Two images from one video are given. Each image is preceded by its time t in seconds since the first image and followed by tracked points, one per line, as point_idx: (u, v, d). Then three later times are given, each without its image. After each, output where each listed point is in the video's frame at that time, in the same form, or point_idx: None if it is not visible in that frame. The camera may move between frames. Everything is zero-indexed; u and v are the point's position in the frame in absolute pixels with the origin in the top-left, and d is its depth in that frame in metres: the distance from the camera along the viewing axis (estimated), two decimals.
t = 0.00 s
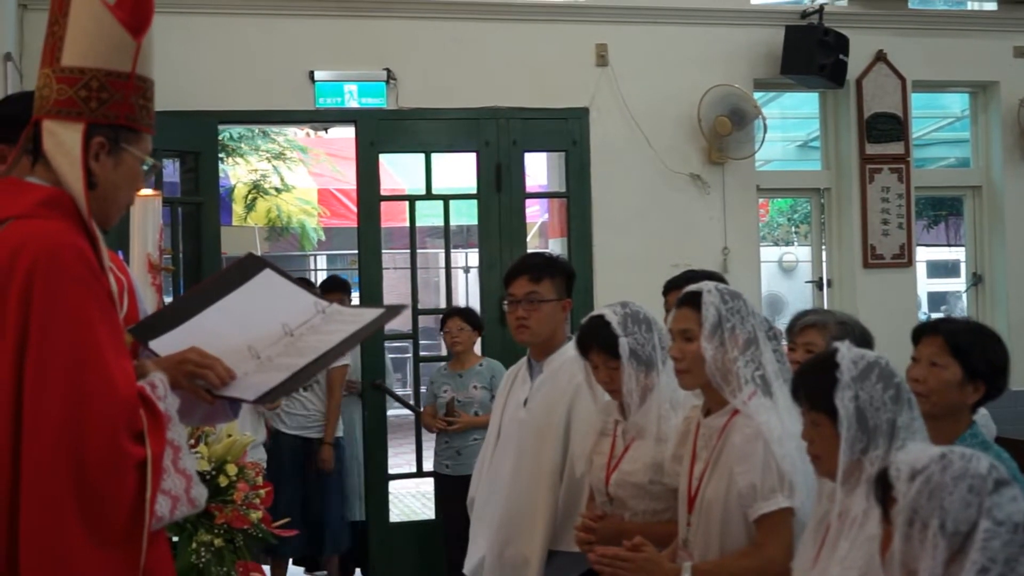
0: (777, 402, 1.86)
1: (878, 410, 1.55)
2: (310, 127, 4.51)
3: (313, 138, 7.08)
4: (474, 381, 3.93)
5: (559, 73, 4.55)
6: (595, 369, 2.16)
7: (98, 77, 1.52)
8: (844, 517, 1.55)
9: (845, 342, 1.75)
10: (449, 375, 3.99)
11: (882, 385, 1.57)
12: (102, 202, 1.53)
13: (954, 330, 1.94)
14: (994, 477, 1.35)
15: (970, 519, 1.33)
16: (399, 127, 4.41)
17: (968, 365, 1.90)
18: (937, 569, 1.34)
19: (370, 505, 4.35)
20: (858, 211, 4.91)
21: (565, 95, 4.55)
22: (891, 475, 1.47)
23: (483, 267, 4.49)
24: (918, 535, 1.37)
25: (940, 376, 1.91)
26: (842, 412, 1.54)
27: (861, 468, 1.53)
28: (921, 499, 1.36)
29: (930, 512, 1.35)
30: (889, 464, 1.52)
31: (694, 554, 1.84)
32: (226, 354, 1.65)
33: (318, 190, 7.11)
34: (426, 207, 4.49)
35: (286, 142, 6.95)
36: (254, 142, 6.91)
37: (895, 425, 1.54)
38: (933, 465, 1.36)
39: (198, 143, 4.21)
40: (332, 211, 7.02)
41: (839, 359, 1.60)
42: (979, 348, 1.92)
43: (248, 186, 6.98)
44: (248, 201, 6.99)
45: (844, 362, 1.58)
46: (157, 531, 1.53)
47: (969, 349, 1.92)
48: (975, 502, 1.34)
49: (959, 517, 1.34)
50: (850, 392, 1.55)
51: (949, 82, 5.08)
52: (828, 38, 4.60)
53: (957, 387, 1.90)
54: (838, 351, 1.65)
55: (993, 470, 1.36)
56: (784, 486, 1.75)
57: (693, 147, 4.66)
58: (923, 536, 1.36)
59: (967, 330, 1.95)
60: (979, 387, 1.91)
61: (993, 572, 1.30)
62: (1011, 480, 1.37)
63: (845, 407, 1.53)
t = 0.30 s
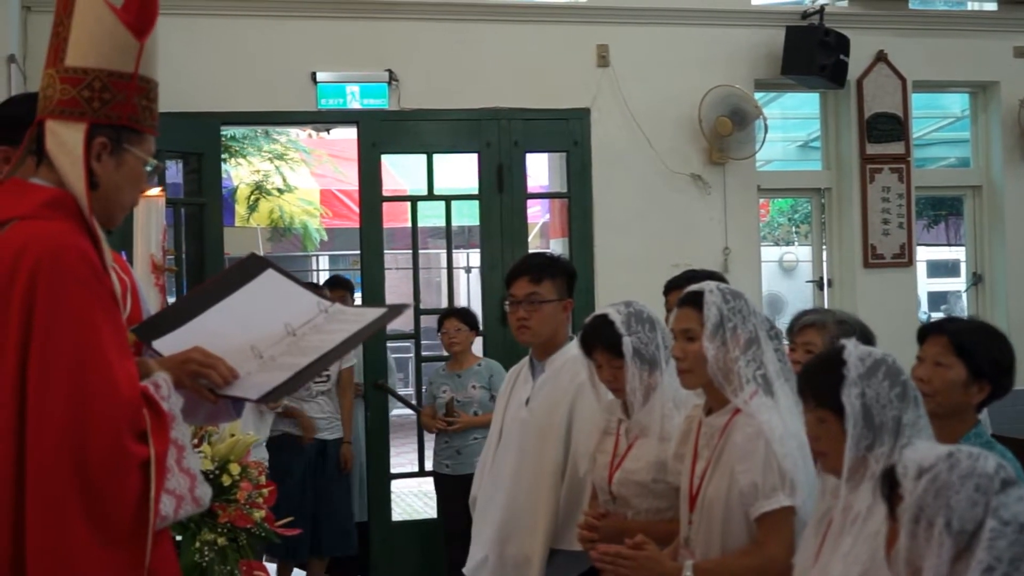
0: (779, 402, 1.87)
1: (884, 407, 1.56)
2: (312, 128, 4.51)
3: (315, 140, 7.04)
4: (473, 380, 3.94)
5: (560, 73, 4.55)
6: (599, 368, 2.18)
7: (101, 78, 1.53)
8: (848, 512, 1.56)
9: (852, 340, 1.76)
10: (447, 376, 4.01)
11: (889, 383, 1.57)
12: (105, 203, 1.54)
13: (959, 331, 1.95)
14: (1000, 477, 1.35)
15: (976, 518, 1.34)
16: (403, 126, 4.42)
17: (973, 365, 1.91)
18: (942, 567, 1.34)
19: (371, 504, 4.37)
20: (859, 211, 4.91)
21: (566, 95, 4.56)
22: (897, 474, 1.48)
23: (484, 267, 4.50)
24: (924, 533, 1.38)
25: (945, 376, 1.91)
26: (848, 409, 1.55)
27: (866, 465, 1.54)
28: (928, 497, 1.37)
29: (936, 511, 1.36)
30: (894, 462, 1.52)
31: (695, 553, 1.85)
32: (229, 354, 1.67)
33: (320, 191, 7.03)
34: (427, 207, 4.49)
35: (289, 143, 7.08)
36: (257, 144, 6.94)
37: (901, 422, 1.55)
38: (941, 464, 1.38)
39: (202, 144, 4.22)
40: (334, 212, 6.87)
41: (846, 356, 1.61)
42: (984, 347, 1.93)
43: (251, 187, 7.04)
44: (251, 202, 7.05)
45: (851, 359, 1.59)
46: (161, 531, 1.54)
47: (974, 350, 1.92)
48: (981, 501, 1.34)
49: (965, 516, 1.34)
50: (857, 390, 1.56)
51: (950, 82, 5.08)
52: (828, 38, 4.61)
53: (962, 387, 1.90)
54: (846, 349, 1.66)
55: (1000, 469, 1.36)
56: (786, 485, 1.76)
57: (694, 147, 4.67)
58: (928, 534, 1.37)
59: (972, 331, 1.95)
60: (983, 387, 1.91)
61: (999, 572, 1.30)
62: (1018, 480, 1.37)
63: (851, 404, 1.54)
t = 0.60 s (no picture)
0: (778, 401, 1.88)
1: (888, 404, 1.56)
2: (313, 128, 4.52)
3: (314, 141, 7.04)
4: (470, 379, 3.95)
5: (559, 73, 4.56)
6: (599, 367, 2.20)
7: (107, 81, 1.54)
8: (848, 508, 1.57)
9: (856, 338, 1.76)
10: (445, 375, 4.03)
11: (893, 380, 1.57)
12: (111, 206, 1.55)
13: (958, 330, 1.96)
14: (996, 475, 1.36)
15: (971, 516, 1.35)
16: (402, 126, 4.43)
17: (972, 364, 1.92)
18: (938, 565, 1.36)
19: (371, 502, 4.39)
20: (857, 211, 4.93)
21: (565, 95, 4.57)
22: (894, 472, 1.49)
23: (484, 267, 4.52)
24: (920, 531, 1.40)
25: (945, 374, 1.93)
26: (852, 405, 1.55)
27: (868, 461, 1.54)
28: (924, 495, 1.39)
29: (932, 509, 1.38)
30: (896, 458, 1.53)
31: (695, 551, 1.86)
32: (230, 353, 1.68)
33: (320, 192, 7.06)
34: (427, 207, 4.50)
35: (289, 144, 7.08)
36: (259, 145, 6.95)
37: (904, 419, 1.56)
38: (937, 462, 1.39)
39: (204, 145, 4.24)
40: (335, 213, 6.92)
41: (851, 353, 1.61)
42: (984, 347, 1.94)
43: (251, 188, 7.01)
44: (251, 203, 7.04)
45: (855, 356, 1.59)
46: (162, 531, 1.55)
47: (973, 349, 1.93)
48: (977, 499, 1.36)
49: (960, 513, 1.36)
50: (861, 386, 1.56)
51: (947, 82, 5.10)
52: (826, 38, 4.62)
53: (961, 385, 1.92)
54: (850, 346, 1.66)
55: (995, 468, 1.37)
56: (784, 483, 1.77)
57: (692, 147, 4.68)
58: (925, 532, 1.39)
59: (971, 330, 1.96)
60: (982, 385, 1.93)
61: (994, 569, 1.31)
62: (1014, 478, 1.38)
63: (855, 400, 1.54)
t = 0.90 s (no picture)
0: (778, 400, 1.88)
1: (892, 404, 1.56)
2: (313, 129, 4.52)
3: (315, 141, 7.08)
4: (469, 379, 3.96)
5: (558, 73, 4.56)
6: (601, 366, 2.20)
7: (102, 80, 1.54)
8: (851, 507, 1.57)
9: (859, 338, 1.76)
10: (444, 374, 4.03)
11: (897, 379, 1.57)
12: (108, 206, 1.55)
13: (955, 330, 1.96)
14: (996, 475, 1.37)
15: (971, 516, 1.36)
16: (402, 127, 4.43)
17: (970, 362, 1.92)
18: (938, 564, 1.37)
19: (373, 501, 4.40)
20: (856, 212, 4.93)
21: (565, 96, 4.57)
22: (894, 472, 1.49)
23: (484, 268, 4.52)
24: (920, 531, 1.40)
25: (943, 372, 1.93)
26: (857, 404, 1.55)
27: (872, 460, 1.54)
28: (924, 495, 1.39)
29: (931, 509, 1.38)
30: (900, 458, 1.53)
31: (696, 550, 1.87)
32: (230, 353, 1.68)
33: (321, 192, 7.07)
34: (428, 208, 4.51)
35: (289, 145, 7.16)
36: (259, 146, 7.01)
37: (908, 419, 1.56)
38: (937, 462, 1.39)
39: (204, 146, 4.24)
40: (336, 214, 6.89)
41: (855, 352, 1.61)
42: (982, 346, 1.94)
43: (251, 188, 7.05)
44: (252, 203, 7.06)
45: (859, 355, 1.59)
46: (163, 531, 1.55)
47: (971, 348, 1.94)
48: (977, 499, 1.36)
49: (960, 513, 1.36)
50: (865, 385, 1.56)
51: (946, 82, 5.11)
52: (825, 38, 4.63)
53: (960, 383, 1.92)
54: (855, 345, 1.65)
55: (996, 467, 1.37)
56: (785, 482, 1.77)
57: (692, 147, 4.68)
58: (925, 531, 1.39)
59: (969, 329, 1.97)
60: (980, 383, 1.93)
61: (994, 569, 1.32)
62: (1015, 478, 1.38)
63: (859, 399, 1.54)
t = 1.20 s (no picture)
0: (772, 397, 1.93)
1: (884, 402, 1.60)
2: (316, 131, 4.55)
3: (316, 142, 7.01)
4: (468, 378, 3.99)
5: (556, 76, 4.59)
6: (598, 364, 2.24)
7: (105, 81, 1.57)
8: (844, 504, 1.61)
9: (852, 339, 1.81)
10: (445, 371, 4.07)
11: (889, 378, 1.61)
12: (110, 205, 1.59)
13: (925, 337, 1.93)
14: (981, 472, 1.41)
15: (957, 512, 1.40)
16: (404, 130, 4.46)
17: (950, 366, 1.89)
18: (925, 560, 1.41)
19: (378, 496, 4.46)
20: (848, 214, 4.97)
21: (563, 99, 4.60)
22: (882, 469, 1.53)
23: (484, 268, 4.55)
24: (908, 527, 1.45)
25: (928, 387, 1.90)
26: (849, 402, 1.59)
27: (864, 457, 1.59)
28: (911, 491, 1.44)
29: (918, 505, 1.43)
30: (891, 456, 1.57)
31: (691, 545, 1.91)
32: (231, 349, 1.71)
33: (324, 193, 7.03)
34: (429, 209, 4.54)
35: (292, 146, 7.18)
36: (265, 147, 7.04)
37: (899, 417, 1.59)
38: (924, 459, 1.44)
39: (208, 147, 4.27)
40: (336, 214, 6.89)
41: (848, 351, 1.64)
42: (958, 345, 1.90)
43: (254, 189, 7.11)
44: (256, 204, 7.09)
45: (852, 354, 1.62)
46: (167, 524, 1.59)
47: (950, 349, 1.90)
48: (962, 495, 1.40)
49: (946, 510, 1.40)
50: (858, 383, 1.59)
51: (938, 87, 5.16)
52: (819, 43, 4.66)
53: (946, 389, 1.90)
54: (847, 345, 1.68)
55: (981, 465, 1.41)
56: (779, 479, 1.80)
57: (687, 149, 4.72)
58: (912, 528, 1.44)
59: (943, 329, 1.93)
60: (966, 382, 1.90)
61: (979, 564, 1.36)
62: (1000, 475, 1.42)
63: (852, 397, 1.58)
